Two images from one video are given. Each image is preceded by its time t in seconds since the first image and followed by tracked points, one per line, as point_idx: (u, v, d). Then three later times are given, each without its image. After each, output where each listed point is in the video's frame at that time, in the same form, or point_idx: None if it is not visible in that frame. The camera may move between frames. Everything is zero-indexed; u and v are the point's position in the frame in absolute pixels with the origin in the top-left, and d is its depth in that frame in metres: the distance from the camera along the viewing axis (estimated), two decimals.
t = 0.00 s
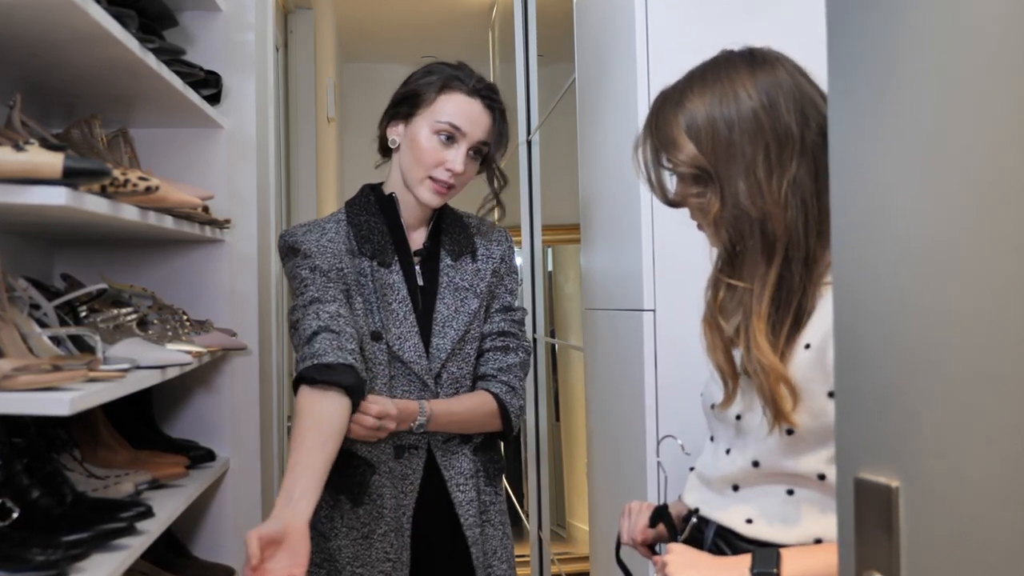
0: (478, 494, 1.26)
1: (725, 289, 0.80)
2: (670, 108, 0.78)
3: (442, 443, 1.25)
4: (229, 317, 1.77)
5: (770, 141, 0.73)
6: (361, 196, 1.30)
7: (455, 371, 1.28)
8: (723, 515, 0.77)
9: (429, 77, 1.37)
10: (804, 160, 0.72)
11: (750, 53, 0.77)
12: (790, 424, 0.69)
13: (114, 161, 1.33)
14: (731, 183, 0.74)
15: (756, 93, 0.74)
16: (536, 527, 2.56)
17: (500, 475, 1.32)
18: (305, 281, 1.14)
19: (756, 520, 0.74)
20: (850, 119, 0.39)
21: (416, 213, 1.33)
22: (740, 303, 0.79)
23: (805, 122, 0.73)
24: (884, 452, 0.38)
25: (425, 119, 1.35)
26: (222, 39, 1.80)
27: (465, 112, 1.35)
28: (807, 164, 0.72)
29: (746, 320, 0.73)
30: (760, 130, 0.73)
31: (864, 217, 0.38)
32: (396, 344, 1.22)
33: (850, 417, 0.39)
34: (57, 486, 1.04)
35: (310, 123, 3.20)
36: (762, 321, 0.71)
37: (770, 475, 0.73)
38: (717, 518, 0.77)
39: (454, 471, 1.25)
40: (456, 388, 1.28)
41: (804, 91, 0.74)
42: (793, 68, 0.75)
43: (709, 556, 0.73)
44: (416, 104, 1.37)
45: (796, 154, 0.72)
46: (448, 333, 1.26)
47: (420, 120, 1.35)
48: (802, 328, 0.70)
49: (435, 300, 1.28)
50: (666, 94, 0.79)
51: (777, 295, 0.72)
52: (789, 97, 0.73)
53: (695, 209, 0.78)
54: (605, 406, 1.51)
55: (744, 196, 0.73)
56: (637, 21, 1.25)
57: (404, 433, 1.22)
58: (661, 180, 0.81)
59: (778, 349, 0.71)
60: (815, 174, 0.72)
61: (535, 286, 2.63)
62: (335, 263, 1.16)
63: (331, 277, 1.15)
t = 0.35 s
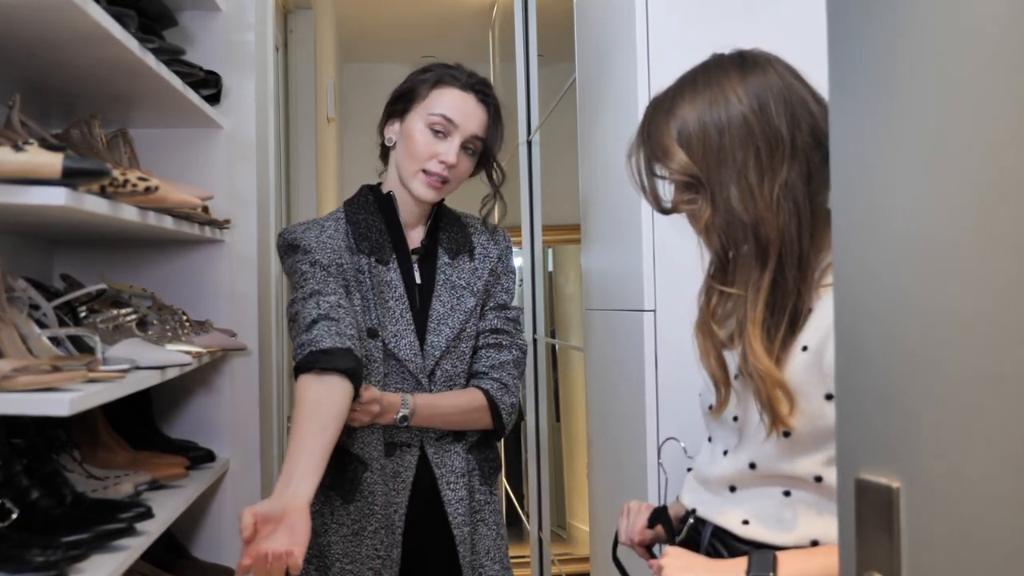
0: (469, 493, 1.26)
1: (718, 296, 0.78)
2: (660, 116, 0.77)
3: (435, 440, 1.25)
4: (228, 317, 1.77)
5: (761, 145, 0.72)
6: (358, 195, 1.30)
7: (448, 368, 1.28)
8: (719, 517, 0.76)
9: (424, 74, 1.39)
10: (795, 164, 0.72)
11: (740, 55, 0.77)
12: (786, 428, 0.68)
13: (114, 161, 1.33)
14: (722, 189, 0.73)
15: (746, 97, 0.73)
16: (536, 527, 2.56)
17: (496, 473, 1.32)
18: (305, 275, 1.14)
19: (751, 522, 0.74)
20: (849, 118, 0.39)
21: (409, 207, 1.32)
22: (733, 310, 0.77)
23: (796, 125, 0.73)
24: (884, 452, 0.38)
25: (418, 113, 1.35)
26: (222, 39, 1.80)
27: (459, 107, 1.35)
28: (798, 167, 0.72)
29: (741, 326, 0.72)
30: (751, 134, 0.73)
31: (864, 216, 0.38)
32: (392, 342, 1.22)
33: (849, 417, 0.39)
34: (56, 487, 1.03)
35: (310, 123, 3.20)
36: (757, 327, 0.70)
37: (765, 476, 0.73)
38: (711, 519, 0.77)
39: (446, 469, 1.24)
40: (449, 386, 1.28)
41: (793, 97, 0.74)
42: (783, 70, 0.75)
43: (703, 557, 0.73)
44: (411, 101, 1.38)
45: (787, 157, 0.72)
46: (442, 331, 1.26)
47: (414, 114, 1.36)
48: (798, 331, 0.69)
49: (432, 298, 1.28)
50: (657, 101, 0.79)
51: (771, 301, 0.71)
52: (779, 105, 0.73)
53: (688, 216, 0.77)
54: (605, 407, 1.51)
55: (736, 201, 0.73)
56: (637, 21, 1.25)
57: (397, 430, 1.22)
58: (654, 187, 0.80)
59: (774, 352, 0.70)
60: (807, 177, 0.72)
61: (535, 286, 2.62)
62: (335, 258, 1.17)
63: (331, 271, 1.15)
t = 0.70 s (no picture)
0: (471, 492, 1.26)
1: (715, 301, 0.80)
2: (659, 116, 0.77)
3: (437, 439, 1.25)
4: (228, 318, 1.77)
5: (760, 150, 0.71)
6: (358, 197, 1.30)
7: (449, 366, 1.28)
8: (721, 518, 0.76)
9: (420, 75, 1.40)
10: (794, 168, 0.71)
11: (738, 56, 0.76)
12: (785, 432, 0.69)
13: (114, 161, 1.32)
14: (720, 194, 0.73)
15: (743, 99, 0.72)
16: (537, 528, 2.56)
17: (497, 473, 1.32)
18: (307, 277, 1.14)
19: (752, 524, 0.74)
20: (851, 118, 0.39)
21: (406, 206, 1.32)
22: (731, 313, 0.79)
23: (794, 127, 0.72)
24: (885, 452, 0.37)
25: (413, 113, 1.35)
26: (222, 39, 1.79)
27: (454, 105, 1.35)
28: (797, 171, 0.71)
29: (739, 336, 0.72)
30: (747, 135, 0.72)
31: (864, 216, 0.38)
32: (394, 342, 1.22)
33: (850, 417, 0.39)
34: (56, 488, 1.03)
35: (310, 123, 3.20)
36: (756, 333, 0.71)
37: (765, 477, 0.73)
38: (713, 520, 0.77)
39: (449, 467, 1.24)
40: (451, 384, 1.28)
41: (790, 101, 0.72)
42: (780, 70, 0.74)
43: (706, 560, 0.72)
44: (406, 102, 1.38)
45: (786, 162, 0.71)
46: (441, 330, 1.26)
47: (409, 113, 1.36)
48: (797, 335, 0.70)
49: (431, 297, 1.28)
50: (652, 101, 0.78)
51: (769, 307, 0.72)
52: (777, 108, 0.72)
53: (685, 221, 0.77)
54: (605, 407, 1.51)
55: (733, 207, 0.72)
56: (637, 21, 1.25)
57: (398, 429, 1.23)
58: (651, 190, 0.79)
59: (773, 356, 0.70)
60: (806, 181, 0.71)
61: (535, 287, 2.62)
62: (337, 259, 1.17)
63: (333, 272, 1.15)
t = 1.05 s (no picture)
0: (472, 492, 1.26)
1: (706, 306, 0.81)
2: (659, 117, 0.76)
3: (438, 439, 1.25)
4: (228, 318, 1.77)
5: (760, 159, 0.70)
6: (362, 197, 1.30)
7: (450, 367, 1.28)
8: (721, 519, 0.76)
9: (423, 75, 1.39)
10: (794, 178, 0.70)
11: (741, 57, 0.76)
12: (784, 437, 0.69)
13: (113, 161, 1.32)
14: (718, 202, 0.72)
15: (742, 103, 0.72)
16: (537, 529, 2.56)
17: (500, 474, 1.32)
18: (315, 276, 1.14)
19: (755, 524, 0.73)
20: (852, 118, 0.39)
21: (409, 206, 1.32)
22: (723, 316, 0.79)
23: (795, 135, 0.70)
24: (889, 453, 0.37)
25: (417, 113, 1.35)
26: (222, 39, 1.79)
27: (457, 106, 1.35)
28: (796, 182, 0.70)
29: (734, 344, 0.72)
30: (743, 140, 0.71)
31: (864, 216, 0.38)
32: (395, 342, 1.22)
33: (853, 419, 0.39)
34: (55, 489, 1.03)
35: (310, 123, 3.20)
36: (751, 342, 0.70)
37: (766, 477, 0.73)
38: (713, 521, 0.77)
39: (450, 468, 1.24)
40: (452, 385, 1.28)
41: (790, 107, 0.71)
42: (782, 73, 0.73)
43: (708, 562, 0.72)
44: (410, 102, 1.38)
45: (786, 171, 0.70)
46: (443, 330, 1.26)
47: (413, 114, 1.35)
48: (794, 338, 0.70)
49: (433, 297, 1.28)
50: (653, 101, 0.78)
51: (765, 318, 0.71)
52: (778, 114, 0.71)
53: (682, 224, 0.77)
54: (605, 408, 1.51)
55: (730, 215, 0.71)
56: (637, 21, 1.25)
57: (396, 428, 1.23)
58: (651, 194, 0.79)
59: (770, 363, 0.70)
60: (806, 190, 0.70)
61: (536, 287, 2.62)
62: (344, 259, 1.17)
63: (340, 270, 1.15)
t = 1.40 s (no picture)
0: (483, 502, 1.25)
1: (708, 318, 0.77)
2: (660, 122, 0.77)
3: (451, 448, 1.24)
4: (227, 318, 1.77)
5: (760, 166, 0.70)
6: (369, 196, 1.32)
7: (462, 373, 1.27)
8: (722, 520, 0.76)
9: (433, 76, 1.35)
10: (796, 186, 0.69)
11: (745, 61, 0.75)
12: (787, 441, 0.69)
13: (113, 162, 1.32)
14: (719, 208, 0.72)
15: (742, 108, 0.72)
16: (538, 530, 2.57)
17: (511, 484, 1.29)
18: (304, 288, 1.20)
19: (757, 526, 0.73)
20: (853, 117, 0.39)
21: (420, 209, 1.32)
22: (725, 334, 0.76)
23: (798, 142, 0.70)
24: (889, 455, 0.37)
25: (430, 116, 1.32)
26: (222, 39, 1.79)
27: (471, 110, 1.32)
28: (799, 191, 0.69)
29: (735, 351, 0.72)
30: (743, 146, 0.71)
31: (865, 215, 0.38)
32: (397, 345, 1.23)
33: (854, 419, 0.39)
34: (55, 489, 1.03)
35: (310, 124, 3.20)
36: (752, 355, 0.70)
37: (767, 479, 0.73)
38: (714, 522, 0.77)
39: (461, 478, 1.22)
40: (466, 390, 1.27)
41: (793, 117, 0.71)
42: (784, 77, 0.72)
43: (711, 565, 0.72)
44: (420, 104, 1.34)
45: (787, 178, 0.70)
46: (449, 337, 1.25)
47: (426, 116, 1.32)
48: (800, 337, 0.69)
49: (439, 303, 1.28)
50: (657, 103, 0.78)
51: (767, 327, 0.70)
52: (779, 118, 0.71)
53: (685, 233, 0.76)
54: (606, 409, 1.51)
55: (731, 223, 0.71)
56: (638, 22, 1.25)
57: (404, 433, 1.22)
58: (654, 202, 0.79)
59: (773, 370, 0.69)
60: (809, 199, 0.69)
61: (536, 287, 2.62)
62: (335, 267, 1.21)
63: (329, 283, 1.21)
